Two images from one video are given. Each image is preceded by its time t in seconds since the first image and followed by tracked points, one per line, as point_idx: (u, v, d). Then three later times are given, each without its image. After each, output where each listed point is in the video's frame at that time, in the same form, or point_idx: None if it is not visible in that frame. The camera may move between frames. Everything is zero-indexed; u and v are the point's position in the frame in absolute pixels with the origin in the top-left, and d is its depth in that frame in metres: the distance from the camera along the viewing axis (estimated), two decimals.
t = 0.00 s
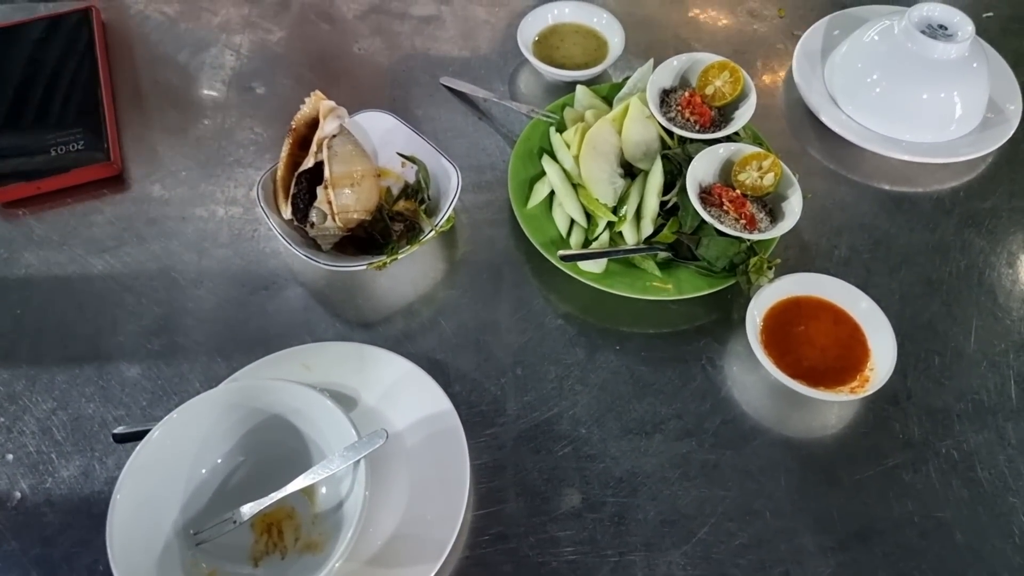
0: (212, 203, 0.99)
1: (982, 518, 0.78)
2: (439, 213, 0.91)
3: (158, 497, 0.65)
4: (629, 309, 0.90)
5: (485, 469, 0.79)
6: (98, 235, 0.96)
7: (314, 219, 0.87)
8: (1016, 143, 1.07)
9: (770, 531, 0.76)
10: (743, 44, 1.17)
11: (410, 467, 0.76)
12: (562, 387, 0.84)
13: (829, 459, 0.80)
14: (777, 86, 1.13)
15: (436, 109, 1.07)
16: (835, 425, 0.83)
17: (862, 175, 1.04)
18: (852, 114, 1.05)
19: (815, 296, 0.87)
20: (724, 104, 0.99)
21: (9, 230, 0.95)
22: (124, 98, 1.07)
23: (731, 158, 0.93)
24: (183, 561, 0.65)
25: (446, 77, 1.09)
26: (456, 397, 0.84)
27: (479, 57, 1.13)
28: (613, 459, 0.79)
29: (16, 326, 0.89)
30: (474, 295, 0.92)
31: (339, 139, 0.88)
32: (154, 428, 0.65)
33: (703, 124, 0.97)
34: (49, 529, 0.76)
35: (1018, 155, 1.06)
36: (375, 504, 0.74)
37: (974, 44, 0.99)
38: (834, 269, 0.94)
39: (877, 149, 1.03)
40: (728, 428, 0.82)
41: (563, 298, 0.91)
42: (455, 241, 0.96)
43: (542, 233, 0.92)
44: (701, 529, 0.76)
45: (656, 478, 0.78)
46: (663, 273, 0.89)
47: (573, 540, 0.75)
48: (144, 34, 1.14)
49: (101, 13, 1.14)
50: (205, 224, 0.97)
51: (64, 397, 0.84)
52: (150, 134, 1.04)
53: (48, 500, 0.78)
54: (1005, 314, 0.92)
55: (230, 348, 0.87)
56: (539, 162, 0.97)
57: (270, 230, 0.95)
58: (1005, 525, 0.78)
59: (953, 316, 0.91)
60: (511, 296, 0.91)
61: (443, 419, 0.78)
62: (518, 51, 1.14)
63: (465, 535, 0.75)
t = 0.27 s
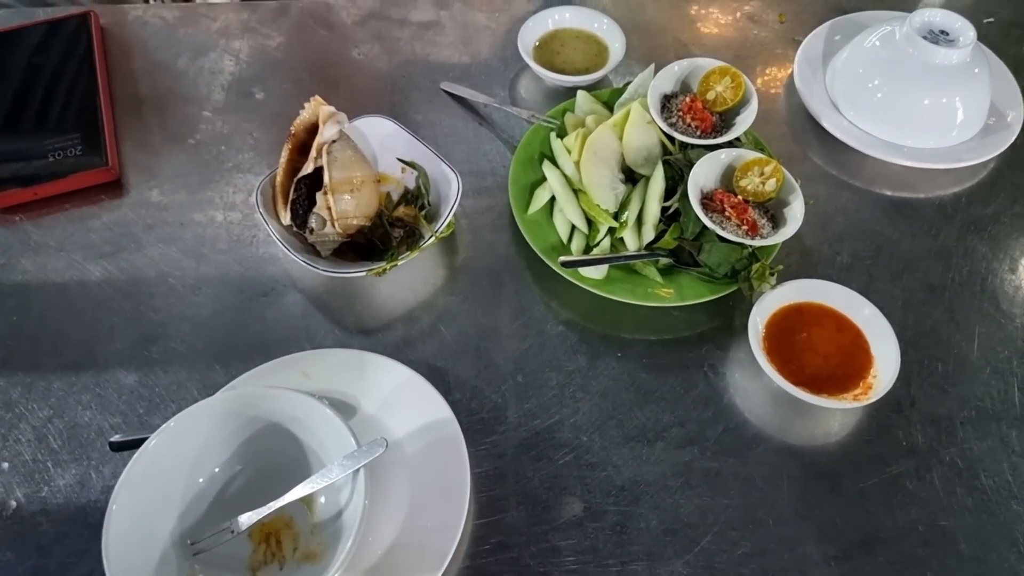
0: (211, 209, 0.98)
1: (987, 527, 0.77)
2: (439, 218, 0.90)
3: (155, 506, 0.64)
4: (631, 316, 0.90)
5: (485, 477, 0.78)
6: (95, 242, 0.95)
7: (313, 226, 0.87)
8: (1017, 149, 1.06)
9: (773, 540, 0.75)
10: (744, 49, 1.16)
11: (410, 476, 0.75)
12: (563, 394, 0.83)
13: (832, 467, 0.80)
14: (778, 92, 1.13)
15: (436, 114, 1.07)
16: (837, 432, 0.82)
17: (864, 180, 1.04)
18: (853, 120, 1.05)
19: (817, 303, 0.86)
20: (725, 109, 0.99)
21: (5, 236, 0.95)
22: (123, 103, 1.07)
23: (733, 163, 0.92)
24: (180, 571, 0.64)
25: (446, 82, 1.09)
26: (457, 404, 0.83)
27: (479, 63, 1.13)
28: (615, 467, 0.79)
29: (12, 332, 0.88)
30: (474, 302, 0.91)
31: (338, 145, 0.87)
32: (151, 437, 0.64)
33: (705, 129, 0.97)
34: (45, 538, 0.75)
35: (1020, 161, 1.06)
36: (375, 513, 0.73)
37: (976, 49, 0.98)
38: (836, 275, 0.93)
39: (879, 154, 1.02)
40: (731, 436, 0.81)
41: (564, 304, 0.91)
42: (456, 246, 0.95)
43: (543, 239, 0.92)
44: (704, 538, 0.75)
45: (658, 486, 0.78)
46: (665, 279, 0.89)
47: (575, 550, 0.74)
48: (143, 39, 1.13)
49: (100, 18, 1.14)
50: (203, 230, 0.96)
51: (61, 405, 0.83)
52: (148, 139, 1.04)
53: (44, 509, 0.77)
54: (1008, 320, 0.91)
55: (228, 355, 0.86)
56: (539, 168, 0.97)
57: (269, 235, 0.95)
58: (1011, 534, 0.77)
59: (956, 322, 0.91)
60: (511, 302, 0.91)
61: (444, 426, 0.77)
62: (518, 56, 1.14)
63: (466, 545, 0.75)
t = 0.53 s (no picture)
0: (209, 216, 0.97)
1: (996, 539, 0.76)
2: (439, 226, 0.90)
3: (150, 521, 0.63)
4: (633, 324, 0.89)
5: (487, 488, 0.77)
6: (93, 250, 0.94)
7: (313, 233, 0.86)
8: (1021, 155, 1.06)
9: (779, 553, 0.74)
10: (746, 55, 1.16)
11: (410, 487, 0.74)
12: (565, 404, 0.82)
13: (838, 478, 0.79)
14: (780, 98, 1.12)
15: (436, 121, 1.06)
16: (843, 443, 0.81)
17: (868, 187, 1.03)
18: (856, 126, 1.05)
19: (822, 311, 0.85)
20: (727, 116, 0.98)
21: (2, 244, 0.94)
22: (121, 110, 1.06)
23: (735, 170, 0.91)
24: None
25: (447, 89, 1.08)
26: (458, 414, 0.82)
27: (480, 69, 1.12)
28: (618, 478, 0.78)
29: (8, 341, 0.87)
30: (475, 310, 0.90)
31: (338, 152, 0.87)
32: (147, 450, 0.63)
33: (707, 136, 0.96)
34: (40, 551, 0.74)
35: None
36: (374, 525, 0.72)
37: (979, 55, 0.98)
38: (840, 283, 0.93)
39: (882, 161, 1.02)
40: (736, 446, 0.80)
41: (567, 313, 0.90)
42: (456, 254, 0.94)
43: (544, 246, 0.91)
44: (709, 551, 0.74)
45: (662, 498, 0.77)
46: (668, 287, 0.88)
47: (578, 563, 0.73)
48: (142, 46, 1.13)
49: (99, 25, 1.13)
50: (201, 238, 0.95)
51: (56, 415, 0.82)
52: (147, 147, 1.03)
53: (38, 522, 0.76)
54: (1014, 328, 0.90)
55: (226, 365, 0.86)
56: (541, 175, 0.96)
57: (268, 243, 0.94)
58: (1020, 546, 0.76)
59: (962, 330, 0.90)
60: (513, 310, 0.90)
61: (444, 437, 0.76)
62: (519, 63, 1.13)
63: (467, 557, 0.74)
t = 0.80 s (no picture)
0: (202, 223, 0.95)
1: (1014, 555, 0.74)
2: (439, 233, 0.87)
3: (139, 541, 0.61)
4: (638, 333, 0.87)
5: (488, 504, 0.75)
6: (83, 257, 0.91)
7: (309, 240, 0.84)
8: None
9: (791, 570, 0.72)
10: (750, 60, 1.14)
11: (409, 503, 0.71)
12: (569, 416, 0.80)
13: (851, 493, 0.76)
14: (786, 102, 1.10)
15: (435, 126, 1.04)
16: (855, 455, 0.79)
17: (876, 193, 1.01)
18: (864, 132, 1.03)
19: (832, 320, 0.83)
20: (733, 120, 0.96)
21: None
22: (113, 114, 1.04)
23: (742, 176, 0.89)
24: None
25: (447, 93, 1.06)
26: (458, 427, 0.80)
27: (480, 73, 1.10)
28: (624, 493, 0.75)
29: None
30: (476, 319, 0.88)
31: (336, 156, 0.85)
32: (135, 467, 0.60)
33: (713, 141, 0.94)
34: (24, 571, 0.72)
35: None
36: (372, 543, 0.70)
37: (988, 60, 0.96)
38: (849, 291, 0.90)
39: (890, 167, 1.00)
40: (745, 459, 0.78)
41: (570, 321, 0.87)
42: (456, 261, 0.92)
43: (547, 253, 0.88)
44: (718, 568, 0.72)
45: (669, 514, 0.74)
46: (673, 295, 0.86)
47: None
48: (135, 49, 1.11)
49: (91, 28, 1.11)
50: (194, 245, 0.93)
51: (43, 428, 0.79)
52: (139, 151, 1.01)
53: (23, 539, 0.73)
54: None
55: (219, 376, 0.83)
56: (543, 181, 0.94)
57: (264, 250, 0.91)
58: None
59: (975, 340, 0.88)
60: (514, 319, 0.87)
61: (444, 450, 0.74)
62: (520, 67, 1.11)
63: None
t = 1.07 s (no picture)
0: (198, 234, 0.93)
1: None
2: (440, 244, 0.86)
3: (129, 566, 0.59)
4: (643, 348, 0.85)
5: (490, 525, 0.73)
6: (75, 269, 0.89)
7: (307, 252, 0.82)
8: None
9: None
10: (754, 70, 1.13)
11: (409, 524, 0.69)
12: (573, 433, 0.78)
13: (863, 513, 0.75)
14: (791, 112, 1.09)
15: (436, 136, 1.02)
16: (865, 474, 0.77)
17: (883, 205, 0.99)
18: (870, 142, 1.01)
19: (841, 335, 0.82)
20: (739, 131, 0.95)
21: None
22: (107, 123, 1.02)
23: (749, 187, 0.88)
24: None
25: (448, 103, 1.05)
26: (459, 444, 0.78)
27: (481, 82, 1.09)
28: (630, 514, 0.73)
29: None
30: (477, 333, 0.86)
31: (334, 167, 0.83)
32: (124, 490, 0.59)
33: (718, 152, 0.92)
34: None
35: None
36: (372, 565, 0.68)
37: (996, 70, 0.95)
38: (858, 305, 0.89)
39: (897, 178, 0.98)
40: (754, 478, 0.76)
41: (573, 336, 0.86)
42: (457, 274, 0.90)
43: (549, 266, 0.87)
44: None
45: (677, 535, 0.72)
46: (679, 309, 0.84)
47: None
48: (130, 57, 1.09)
49: (86, 35, 1.09)
50: (189, 257, 0.91)
51: (31, 446, 0.77)
52: (133, 161, 0.99)
53: (9, 562, 0.71)
54: None
55: (214, 391, 0.81)
56: (546, 192, 0.92)
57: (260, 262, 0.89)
58: None
59: (986, 355, 0.86)
60: (517, 334, 0.85)
61: (445, 469, 0.71)
62: (521, 76, 1.10)
63: None
